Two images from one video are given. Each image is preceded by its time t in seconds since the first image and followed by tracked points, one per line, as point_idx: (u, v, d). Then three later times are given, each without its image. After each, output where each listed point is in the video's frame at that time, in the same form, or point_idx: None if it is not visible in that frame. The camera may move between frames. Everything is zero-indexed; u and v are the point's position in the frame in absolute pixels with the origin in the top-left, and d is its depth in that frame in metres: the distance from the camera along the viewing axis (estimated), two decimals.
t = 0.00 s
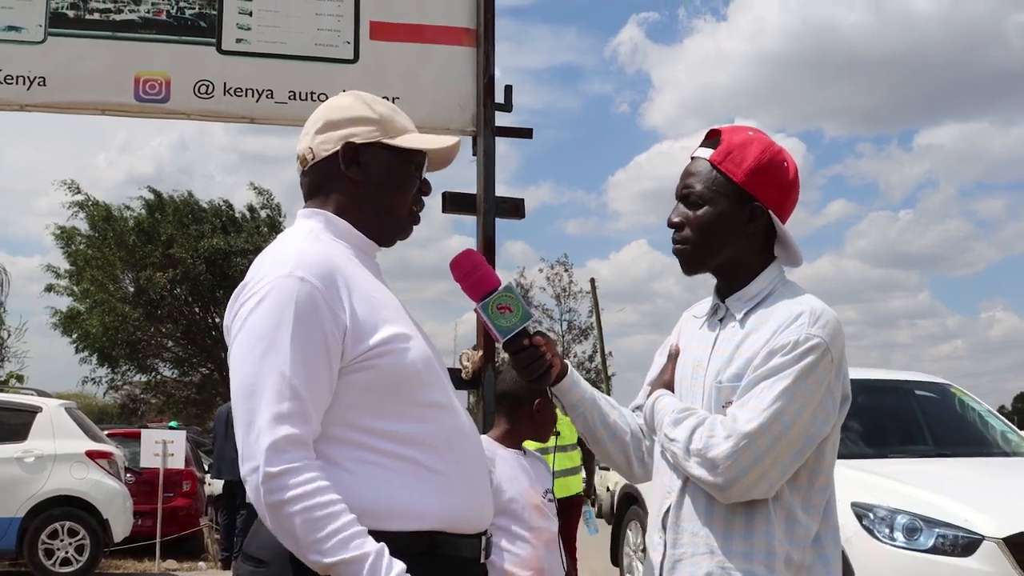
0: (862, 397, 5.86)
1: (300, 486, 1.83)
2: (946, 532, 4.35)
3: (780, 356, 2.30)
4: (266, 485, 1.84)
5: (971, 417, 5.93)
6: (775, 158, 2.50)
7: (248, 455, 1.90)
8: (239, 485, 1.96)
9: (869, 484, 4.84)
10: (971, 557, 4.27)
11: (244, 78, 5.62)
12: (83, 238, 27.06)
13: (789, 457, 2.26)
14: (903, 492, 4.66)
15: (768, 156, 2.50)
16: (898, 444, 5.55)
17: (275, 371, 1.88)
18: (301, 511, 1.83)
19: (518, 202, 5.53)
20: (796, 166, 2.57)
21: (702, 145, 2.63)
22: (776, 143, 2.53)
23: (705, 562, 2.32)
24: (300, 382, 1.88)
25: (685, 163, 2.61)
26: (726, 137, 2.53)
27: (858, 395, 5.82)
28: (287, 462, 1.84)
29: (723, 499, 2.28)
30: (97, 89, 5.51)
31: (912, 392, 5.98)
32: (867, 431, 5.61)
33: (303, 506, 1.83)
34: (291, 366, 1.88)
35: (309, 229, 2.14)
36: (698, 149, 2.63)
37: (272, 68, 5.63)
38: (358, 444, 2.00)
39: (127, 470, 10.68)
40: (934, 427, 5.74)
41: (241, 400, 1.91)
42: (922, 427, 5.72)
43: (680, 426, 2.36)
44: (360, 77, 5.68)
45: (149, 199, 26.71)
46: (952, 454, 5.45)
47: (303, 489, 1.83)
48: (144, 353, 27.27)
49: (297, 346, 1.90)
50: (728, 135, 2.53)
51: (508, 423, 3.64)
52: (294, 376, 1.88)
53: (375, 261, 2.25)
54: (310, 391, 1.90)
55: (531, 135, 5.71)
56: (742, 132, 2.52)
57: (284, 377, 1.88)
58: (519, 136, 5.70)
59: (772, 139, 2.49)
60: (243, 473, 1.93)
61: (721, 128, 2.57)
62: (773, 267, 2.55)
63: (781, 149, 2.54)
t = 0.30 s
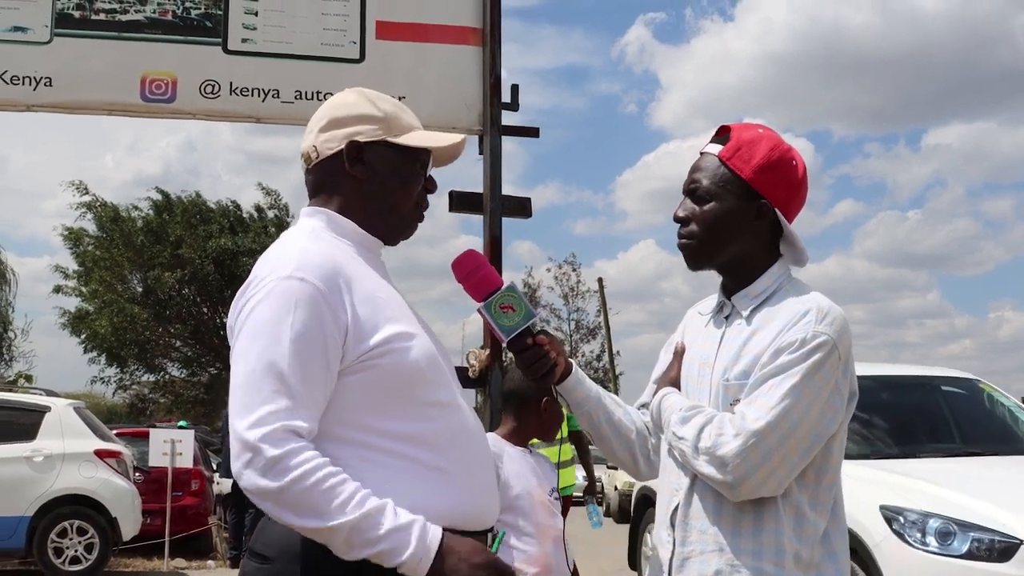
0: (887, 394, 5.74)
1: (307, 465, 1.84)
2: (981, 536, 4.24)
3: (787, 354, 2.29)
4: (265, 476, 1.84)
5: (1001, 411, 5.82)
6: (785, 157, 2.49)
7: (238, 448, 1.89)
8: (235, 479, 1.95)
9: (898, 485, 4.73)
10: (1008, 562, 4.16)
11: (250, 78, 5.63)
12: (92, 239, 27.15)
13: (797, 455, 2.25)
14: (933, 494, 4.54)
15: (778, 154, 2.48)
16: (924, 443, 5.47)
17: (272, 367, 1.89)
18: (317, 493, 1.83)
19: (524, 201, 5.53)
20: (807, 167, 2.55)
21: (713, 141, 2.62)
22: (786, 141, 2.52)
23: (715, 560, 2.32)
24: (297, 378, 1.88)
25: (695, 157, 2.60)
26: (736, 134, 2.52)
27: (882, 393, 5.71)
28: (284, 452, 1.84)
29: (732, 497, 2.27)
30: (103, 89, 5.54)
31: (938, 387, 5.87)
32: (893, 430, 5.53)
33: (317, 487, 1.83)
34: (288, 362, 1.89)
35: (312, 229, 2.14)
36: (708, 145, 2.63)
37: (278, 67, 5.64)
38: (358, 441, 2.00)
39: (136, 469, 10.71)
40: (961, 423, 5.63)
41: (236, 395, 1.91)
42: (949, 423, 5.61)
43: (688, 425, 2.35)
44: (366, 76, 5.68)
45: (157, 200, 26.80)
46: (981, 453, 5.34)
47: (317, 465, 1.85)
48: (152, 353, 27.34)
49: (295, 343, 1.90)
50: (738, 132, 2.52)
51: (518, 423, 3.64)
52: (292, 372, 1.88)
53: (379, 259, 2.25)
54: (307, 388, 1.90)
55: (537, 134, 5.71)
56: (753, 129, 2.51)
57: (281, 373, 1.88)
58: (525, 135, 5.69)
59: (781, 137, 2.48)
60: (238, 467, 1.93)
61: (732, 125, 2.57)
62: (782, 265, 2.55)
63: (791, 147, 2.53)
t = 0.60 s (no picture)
0: (921, 380, 5.55)
1: (322, 457, 1.83)
2: None
3: (804, 342, 2.26)
4: (288, 472, 1.84)
5: None
6: (798, 142, 2.46)
7: (263, 447, 1.88)
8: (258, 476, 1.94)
9: (933, 479, 4.54)
10: None
11: (263, 67, 5.62)
12: (106, 229, 27.27)
13: (814, 443, 2.22)
14: (972, 487, 4.33)
15: (791, 139, 2.45)
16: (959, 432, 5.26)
17: (287, 361, 1.87)
18: (337, 487, 1.83)
19: (538, 189, 5.50)
20: (820, 152, 2.52)
21: (723, 128, 2.60)
22: (799, 127, 2.49)
23: (730, 549, 2.29)
24: (313, 371, 1.87)
25: (706, 145, 2.57)
26: (749, 120, 2.49)
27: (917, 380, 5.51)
28: (306, 447, 1.83)
29: (749, 486, 2.25)
30: (116, 79, 5.54)
31: (973, 373, 5.68)
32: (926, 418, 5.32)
33: (337, 480, 1.83)
34: (303, 355, 1.87)
35: (323, 217, 2.12)
36: (719, 132, 2.60)
37: (291, 56, 5.62)
38: (375, 432, 1.98)
39: (150, 459, 10.76)
40: (997, 411, 5.45)
41: (254, 392, 1.90)
42: (984, 411, 5.43)
43: (704, 413, 2.32)
44: (379, 65, 5.66)
45: (171, 190, 26.88)
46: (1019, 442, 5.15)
47: (331, 456, 1.84)
48: (167, 344, 27.46)
49: (308, 336, 1.88)
50: (751, 117, 2.49)
51: (529, 409, 3.61)
52: (307, 365, 1.87)
53: (392, 247, 2.23)
54: (324, 380, 1.88)
55: (551, 123, 5.67)
56: (765, 115, 2.48)
57: (295, 366, 1.86)
58: (539, 123, 5.66)
59: (794, 122, 2.45)
60: (260, 464, 1.92)
61: (744, 111, 2.54)
62: (796, 250, 2.52)
63: (804, 133, 2.50)
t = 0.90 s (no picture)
0: (947, 375, 5.36)
1: (329, 454, 1.81)
2: None
3: (813, 338, 2.23)
4: (292, 470, 1.82)
5: None
6: (797, 136, 2.42)
7: (265, 444, 1.86)
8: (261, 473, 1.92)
9: (963, 478, 4.33)
10: None
11: (267, 62, 5.60)
12: (110, 226, 27.29)
13: (823, 440, 2.20)
14: (1005, 488, 4.11)
15: (791, 134, 2.42)
16: (983, 428, 5.06)
17: (295, 358, 1.85)
18: (342, 484, 1.81)
19: (543, 185, 5.47)
20: (820, 142, 2.49)
21: (720, 129, 2.56)
22: (796, 120, 2.45)
23: (737, 545, 2.27)
24: (321, 367, 1.85)
25: (706, 149, 2.53)
26: (744, 119, 2.45)
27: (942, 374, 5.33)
28: (311, 444, 1.81)
29: (757, 482, 2.22)
30: (121, 75, 5.53)
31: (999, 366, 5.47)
32: (946, 413, 5.12)
33: (343, 478, 1.81)
34: (311, 351, 1.85)
35: (332, 211, 2.10)
36: (716, 133, 2.56)
37: (296, 51, 5.60)
38: (383, 429, 1.96)
39: (155, 455, 10.75)
40: None
41: (260, 388, 1.87)
42: (1010, 405, 5.23)
43: (712, 409, 2.30)
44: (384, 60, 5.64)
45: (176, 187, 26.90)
46: None
47: (338, 454, 1.82)
48: (171, 340, 27.49)
49: (317, 332, 1.86)
50: (746, 116, 2.45)
51: (529, 405, 3.58)
52: (316, 361, 1.85)
53: (400, 242, 2.20)
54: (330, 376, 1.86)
55: (557, 118, 5.65)
56: (762, 112, 2.44)
57: (303, 362, 1.84)
58: (544, 118, 5.63)
59: (791, 116, 2.41)
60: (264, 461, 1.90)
61: (739, 110, 2.50)
62: (805, 247, 2.48)
63: (801, 126, 2.46)
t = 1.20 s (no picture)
0: (968, 371, 5.20)
1: (310, 439, 1.79)
2: None
3: (814, 333, 2.22)
4: (270, 453, 1.80)
5: None
6: (811, 133, 2.41)
7: (245, 427, 1.84)
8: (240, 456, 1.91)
9: (986, 475, 4.15)
10: None
11: (268, 58, 5.58)
12: (109, 222, 27.26)
13: (823, 436, 2.18)
14: None
15: (804, 131, 2.40)
16: (1002, 424, 4.88)
17: (288, 347, 1.83)
18: (324, 471, 1.78)
19: (544, 181, 5.45)
20: (833, 142, 2.47)
21: (737, 120, 2.54)
22: (813, 119, 2.44)
23: (737, 541, 2.25)
24: (313, 359, 1.83)
25: (719, 138, 2.52)
26: (760, 111, 2.44)
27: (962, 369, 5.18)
28: (290, 429, 1.79)
29: (756, 478, 2.21)
30: (122, 70, 5.51)
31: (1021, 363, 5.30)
32: (960, 406, 4.96)
33: (324, 463, 1.78)
34: (306, 342, 1.83)
35: (339, 206, 2.08)
36: (733, 123, 2.54)
37: (297, 47, 5.58)
38: (381, 424, 1.94)
39: (153, 452, 10.73)
40: None
41: (252, 376, 1.86)
42: None
43: (712, 405, 2.29)
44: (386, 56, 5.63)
45: (175, 183, 26.87)
46: None
47: (321, 440, 1.79)
48: (169, 337, 27.46)
49: (314, 324, 1.84)
50: (763, 109, 2.44)
51: (527, 398, 3.56)
52: (308, 351, 1.83)
53: (405, 238, 2.18)
54: (321, 368, 1.84)
55: (558, 115, 5.63)
56: (778, 106, 2.43)
57: (297, 353, 1.83)
58: (546, 115, 5.61)
59: (807, 114, 2.40)
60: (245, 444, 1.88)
61: (756, 103, 2.48)
62: (809, 242, 2.47)
63: (818, 125, 2.45)
